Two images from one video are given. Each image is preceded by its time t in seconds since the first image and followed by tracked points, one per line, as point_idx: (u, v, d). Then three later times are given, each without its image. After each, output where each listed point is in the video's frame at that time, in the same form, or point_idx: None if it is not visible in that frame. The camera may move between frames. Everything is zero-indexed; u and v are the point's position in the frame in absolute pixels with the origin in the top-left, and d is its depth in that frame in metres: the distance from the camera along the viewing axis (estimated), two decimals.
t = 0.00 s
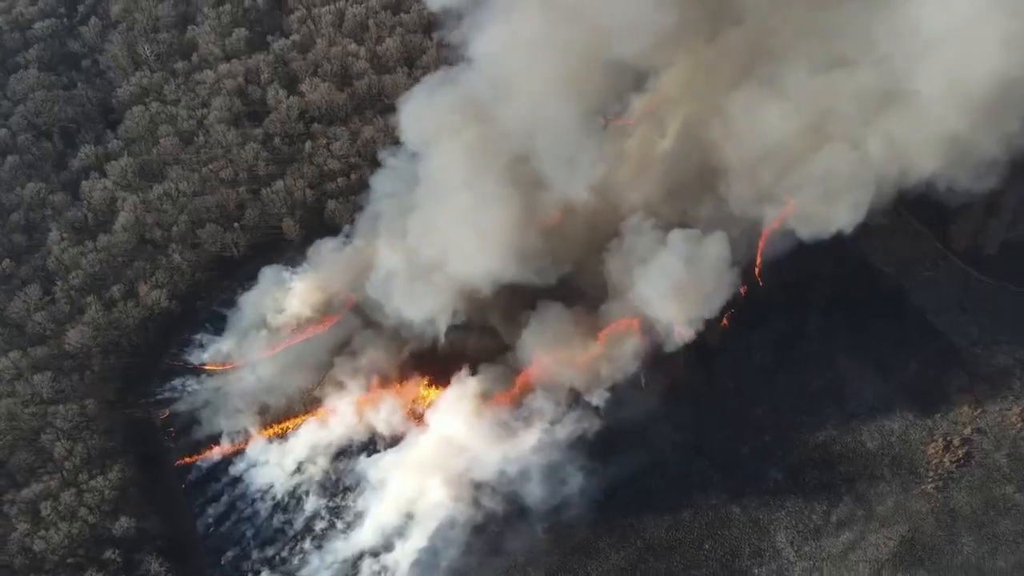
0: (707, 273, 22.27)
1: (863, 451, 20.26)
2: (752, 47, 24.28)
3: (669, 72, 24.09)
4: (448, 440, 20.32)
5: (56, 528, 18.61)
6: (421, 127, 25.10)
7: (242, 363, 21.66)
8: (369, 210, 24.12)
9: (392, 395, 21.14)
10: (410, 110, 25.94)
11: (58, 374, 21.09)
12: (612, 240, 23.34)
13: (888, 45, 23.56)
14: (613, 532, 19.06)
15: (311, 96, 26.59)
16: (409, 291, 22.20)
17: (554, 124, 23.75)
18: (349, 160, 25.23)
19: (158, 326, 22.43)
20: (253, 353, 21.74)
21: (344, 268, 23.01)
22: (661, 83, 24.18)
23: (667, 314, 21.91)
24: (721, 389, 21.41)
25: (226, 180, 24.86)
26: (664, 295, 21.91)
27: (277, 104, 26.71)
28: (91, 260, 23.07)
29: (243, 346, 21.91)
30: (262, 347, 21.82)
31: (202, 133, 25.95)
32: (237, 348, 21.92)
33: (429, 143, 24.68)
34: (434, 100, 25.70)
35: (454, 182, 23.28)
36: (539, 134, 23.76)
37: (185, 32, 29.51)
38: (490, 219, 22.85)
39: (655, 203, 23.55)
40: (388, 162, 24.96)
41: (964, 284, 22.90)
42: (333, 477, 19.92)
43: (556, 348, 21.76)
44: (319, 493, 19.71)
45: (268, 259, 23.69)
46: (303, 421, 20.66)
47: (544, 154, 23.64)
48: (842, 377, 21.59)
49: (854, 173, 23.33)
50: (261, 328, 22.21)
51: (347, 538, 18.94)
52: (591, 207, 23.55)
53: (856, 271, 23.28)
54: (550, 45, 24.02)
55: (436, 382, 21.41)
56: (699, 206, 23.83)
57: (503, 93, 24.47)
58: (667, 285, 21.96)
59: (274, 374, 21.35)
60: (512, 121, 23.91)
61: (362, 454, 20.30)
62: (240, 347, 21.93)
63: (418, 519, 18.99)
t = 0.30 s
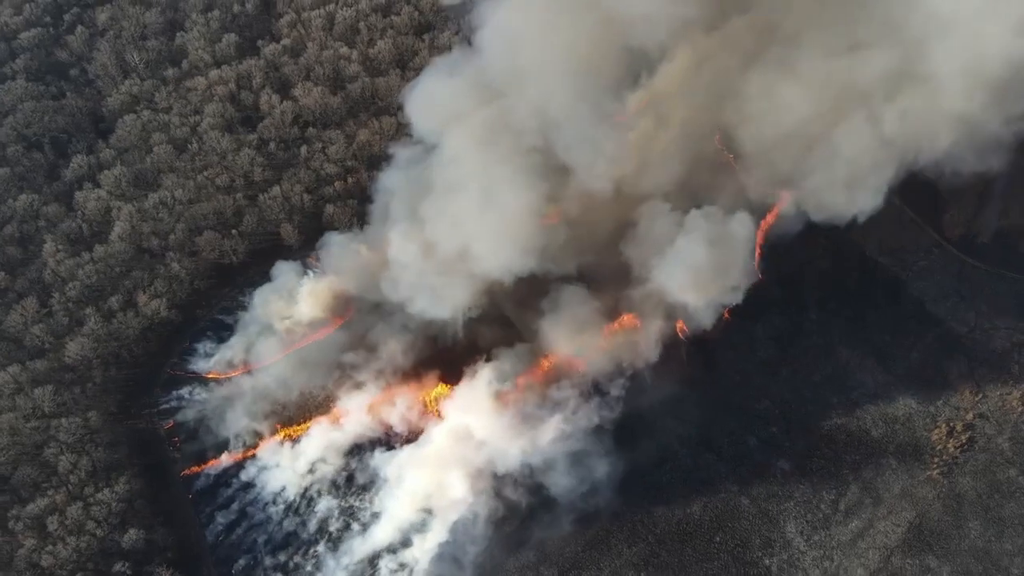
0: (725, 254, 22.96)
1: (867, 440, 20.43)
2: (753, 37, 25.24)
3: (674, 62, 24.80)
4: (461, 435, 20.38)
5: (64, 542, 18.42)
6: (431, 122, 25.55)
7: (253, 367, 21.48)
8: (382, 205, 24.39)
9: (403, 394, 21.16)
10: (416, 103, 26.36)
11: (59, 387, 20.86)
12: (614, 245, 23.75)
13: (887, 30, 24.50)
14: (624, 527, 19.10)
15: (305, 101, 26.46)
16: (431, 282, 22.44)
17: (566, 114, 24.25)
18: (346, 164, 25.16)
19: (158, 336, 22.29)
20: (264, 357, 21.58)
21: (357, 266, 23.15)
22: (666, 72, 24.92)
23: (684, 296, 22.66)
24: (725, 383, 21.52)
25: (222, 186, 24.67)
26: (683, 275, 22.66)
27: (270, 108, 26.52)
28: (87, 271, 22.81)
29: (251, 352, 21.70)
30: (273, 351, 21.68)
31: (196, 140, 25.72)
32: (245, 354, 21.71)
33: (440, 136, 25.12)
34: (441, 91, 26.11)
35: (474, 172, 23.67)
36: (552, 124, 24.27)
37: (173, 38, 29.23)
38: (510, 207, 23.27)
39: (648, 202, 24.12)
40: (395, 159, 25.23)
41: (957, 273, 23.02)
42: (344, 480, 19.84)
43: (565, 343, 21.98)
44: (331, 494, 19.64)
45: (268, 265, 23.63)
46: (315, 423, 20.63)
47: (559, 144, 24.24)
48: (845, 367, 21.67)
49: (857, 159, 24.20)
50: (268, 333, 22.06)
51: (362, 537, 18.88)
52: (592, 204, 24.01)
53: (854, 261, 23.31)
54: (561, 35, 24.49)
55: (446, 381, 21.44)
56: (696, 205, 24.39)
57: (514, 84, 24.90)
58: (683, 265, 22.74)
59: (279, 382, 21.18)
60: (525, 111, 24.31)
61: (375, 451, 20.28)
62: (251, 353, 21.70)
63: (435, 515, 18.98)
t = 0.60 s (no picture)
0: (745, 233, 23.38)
1: (871, 427, 20.61)
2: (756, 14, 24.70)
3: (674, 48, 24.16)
4: (473, 429, 20.55)
5: (72, 557, 18.29)
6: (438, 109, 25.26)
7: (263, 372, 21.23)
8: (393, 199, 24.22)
9: (412, 391, 21.18)
10: (423, 91, 26.08)
11: (60, 402, 20.62)
12: (614, 241, 23.79)
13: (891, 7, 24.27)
14: (634, 522, 19.19)
15: (297, 105, 26.30)
16: (449, 273, 22.26)
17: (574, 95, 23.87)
18: (341, 168, 25.05)
19: (158, 346, 22.14)
20: (273, 360, 21.35)
21: (370, 262, 22.96)
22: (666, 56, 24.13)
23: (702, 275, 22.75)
24: (728, 375, 21.65)
25: (217, 194, 24.49)
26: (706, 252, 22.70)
27: (262, 114, 26.36)
28: (83, 283, 22.56)
29: (258, 360, 21.50)
30: (282, 354, 21.42)
31: (188, 148, 25.52)
32: (250, 362, 21.54)
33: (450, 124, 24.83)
34: (447, 77, 25.71)
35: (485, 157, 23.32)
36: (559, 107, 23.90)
37: (161, 45, 28.97)
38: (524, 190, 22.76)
39: (646, 196, 24.02)
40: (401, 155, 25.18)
41: (952, 259, 23.37)
42: (354, 484, 19.81)
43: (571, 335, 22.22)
44: (343, 496, 19.64)
45: (266, 272, 23.56)
46: (326, 423, 20.61)
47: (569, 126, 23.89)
48: (846, 356, 21.89)
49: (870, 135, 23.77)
50: (274, 336, 21.84)
51: (377, 537, 18.94)
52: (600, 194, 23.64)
53: (849, 251, 23.66)
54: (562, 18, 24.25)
55: (455, 378, 21.57)
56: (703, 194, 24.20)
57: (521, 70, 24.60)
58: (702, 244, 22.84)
59: (282, 389, 20.94)
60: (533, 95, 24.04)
61: (387, 448, 20.35)
62: (251, 361, 21.54)
63: (450, 511, 19.13)
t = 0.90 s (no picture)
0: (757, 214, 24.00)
1: (873, 414, 20.83)
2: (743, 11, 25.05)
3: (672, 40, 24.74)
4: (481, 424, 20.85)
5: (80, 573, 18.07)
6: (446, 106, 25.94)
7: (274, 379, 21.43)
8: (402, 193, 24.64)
9: (417, 390, 21.47)
10: (430, 84, 26.66)
11: (60, 416, 20.33)
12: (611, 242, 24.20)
13: None
14: (643, 516, 19.28)
15: (289, 111, 26.15)
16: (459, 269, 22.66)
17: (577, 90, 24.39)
18: (336, 172, 24.94)
19: (158, 358, 21.98)
20: (285, 364, 21.58)
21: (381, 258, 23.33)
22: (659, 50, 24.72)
23: (717, 258, 23.29)
24: (730, 367, 21.80)
25: (212, 202, 24.31)
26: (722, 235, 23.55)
27: (253, 120, 26.20)
28: (79, 295, 22.28)
29: (268, 366, 21.69)
30: (292, 358, 21.67)
31: (180, 156, 25.30)
32: (257, 368, 21.69)
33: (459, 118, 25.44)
34: (455, 71, 26.32)
35: (498, 154, 23.99)
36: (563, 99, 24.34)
37: (147, 54, 28.71)
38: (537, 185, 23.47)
39: (640, 198, 24.44)
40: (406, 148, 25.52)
41: (944, 245, 23.68)
42: (363, 486, 20.21)
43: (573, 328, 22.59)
44: (352, 498, 20.03)
45: (264, 279, 23.47)
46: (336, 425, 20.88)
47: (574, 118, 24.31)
48: (846, 344, 22.11)
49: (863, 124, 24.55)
50: (279, 342, 22.01)
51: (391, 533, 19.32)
52: (599, 189, 24.00)
53: (844, 240, 23.90)
54: (564, 13, 24.91)
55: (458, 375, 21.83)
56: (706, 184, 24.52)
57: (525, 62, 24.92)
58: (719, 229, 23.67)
59: (288, 398, 21.18)
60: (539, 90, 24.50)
61: (401, 443, 20.74)
62: (254, 369, 21.71)
63: (461, 503, 19.52)
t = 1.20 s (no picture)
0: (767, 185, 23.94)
1: (875, 400, 21.04)
2: (738, 4, 25.87)
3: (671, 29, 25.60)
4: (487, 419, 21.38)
5: None
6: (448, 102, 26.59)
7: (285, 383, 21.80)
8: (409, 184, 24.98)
9: (421, 390, 21.83)
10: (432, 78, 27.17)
11: (60, 432, 20.07)
12: (608, 237, 24.09)
13: None
14: (652, 510, 19.51)
15: (279, 117, 25.98)
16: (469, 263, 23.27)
17: (580, 88, 25.28)
18: (329, 177, 24.80)
19: (157, 369, 21.74)
20: (296, 366, 21.92)
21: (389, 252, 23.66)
22: (658, 42, 25.46)
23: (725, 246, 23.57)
24: (731, 359, 21.92)
25: (205, 211, 24.10)
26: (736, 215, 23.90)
27: (244, 127, 26.01)
28: (74, 309, 22.00)
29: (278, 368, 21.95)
30: (302, 360, 21.98)
31: (171, 165, 25.06)
32: (266, 372, 21.91)
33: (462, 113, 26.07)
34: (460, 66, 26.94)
35: (504, 150, 24.72)
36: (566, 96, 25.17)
37: (132, 64, 28.40)
38: (542, 179, 24.13)
39: (637, 191, 24.81)
40: (408, 138, 25.79)
41: (936, 231, 23.92)
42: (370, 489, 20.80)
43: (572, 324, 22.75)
44: (360, 501, 20.64)
45: (261, 287, 23.29)
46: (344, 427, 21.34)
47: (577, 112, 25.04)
48: (843, 333, 22.38)
49: (851, 112, 25.00)
50: (286, 346, 22.20)
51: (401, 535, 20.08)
52: (604, 175, 24.42)
53: (839, 228, 23.97)
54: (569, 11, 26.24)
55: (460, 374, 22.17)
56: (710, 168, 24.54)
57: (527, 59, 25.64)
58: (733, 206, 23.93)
59: (292, 407, 21.43)
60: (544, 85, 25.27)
61: (412, 441, 21.22)
62: (260, 376, 21.87)
63: (470, 499, 20.16)
